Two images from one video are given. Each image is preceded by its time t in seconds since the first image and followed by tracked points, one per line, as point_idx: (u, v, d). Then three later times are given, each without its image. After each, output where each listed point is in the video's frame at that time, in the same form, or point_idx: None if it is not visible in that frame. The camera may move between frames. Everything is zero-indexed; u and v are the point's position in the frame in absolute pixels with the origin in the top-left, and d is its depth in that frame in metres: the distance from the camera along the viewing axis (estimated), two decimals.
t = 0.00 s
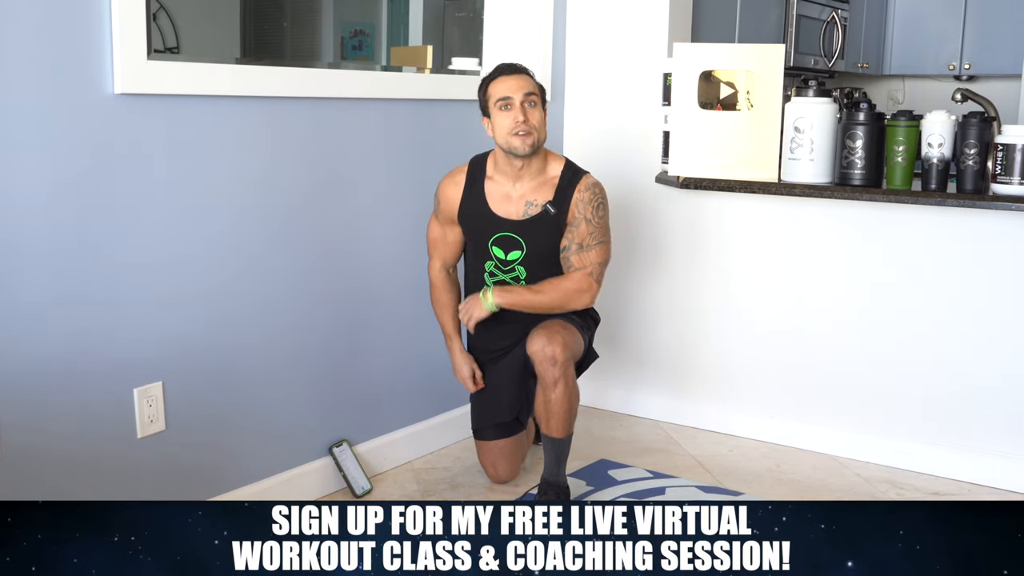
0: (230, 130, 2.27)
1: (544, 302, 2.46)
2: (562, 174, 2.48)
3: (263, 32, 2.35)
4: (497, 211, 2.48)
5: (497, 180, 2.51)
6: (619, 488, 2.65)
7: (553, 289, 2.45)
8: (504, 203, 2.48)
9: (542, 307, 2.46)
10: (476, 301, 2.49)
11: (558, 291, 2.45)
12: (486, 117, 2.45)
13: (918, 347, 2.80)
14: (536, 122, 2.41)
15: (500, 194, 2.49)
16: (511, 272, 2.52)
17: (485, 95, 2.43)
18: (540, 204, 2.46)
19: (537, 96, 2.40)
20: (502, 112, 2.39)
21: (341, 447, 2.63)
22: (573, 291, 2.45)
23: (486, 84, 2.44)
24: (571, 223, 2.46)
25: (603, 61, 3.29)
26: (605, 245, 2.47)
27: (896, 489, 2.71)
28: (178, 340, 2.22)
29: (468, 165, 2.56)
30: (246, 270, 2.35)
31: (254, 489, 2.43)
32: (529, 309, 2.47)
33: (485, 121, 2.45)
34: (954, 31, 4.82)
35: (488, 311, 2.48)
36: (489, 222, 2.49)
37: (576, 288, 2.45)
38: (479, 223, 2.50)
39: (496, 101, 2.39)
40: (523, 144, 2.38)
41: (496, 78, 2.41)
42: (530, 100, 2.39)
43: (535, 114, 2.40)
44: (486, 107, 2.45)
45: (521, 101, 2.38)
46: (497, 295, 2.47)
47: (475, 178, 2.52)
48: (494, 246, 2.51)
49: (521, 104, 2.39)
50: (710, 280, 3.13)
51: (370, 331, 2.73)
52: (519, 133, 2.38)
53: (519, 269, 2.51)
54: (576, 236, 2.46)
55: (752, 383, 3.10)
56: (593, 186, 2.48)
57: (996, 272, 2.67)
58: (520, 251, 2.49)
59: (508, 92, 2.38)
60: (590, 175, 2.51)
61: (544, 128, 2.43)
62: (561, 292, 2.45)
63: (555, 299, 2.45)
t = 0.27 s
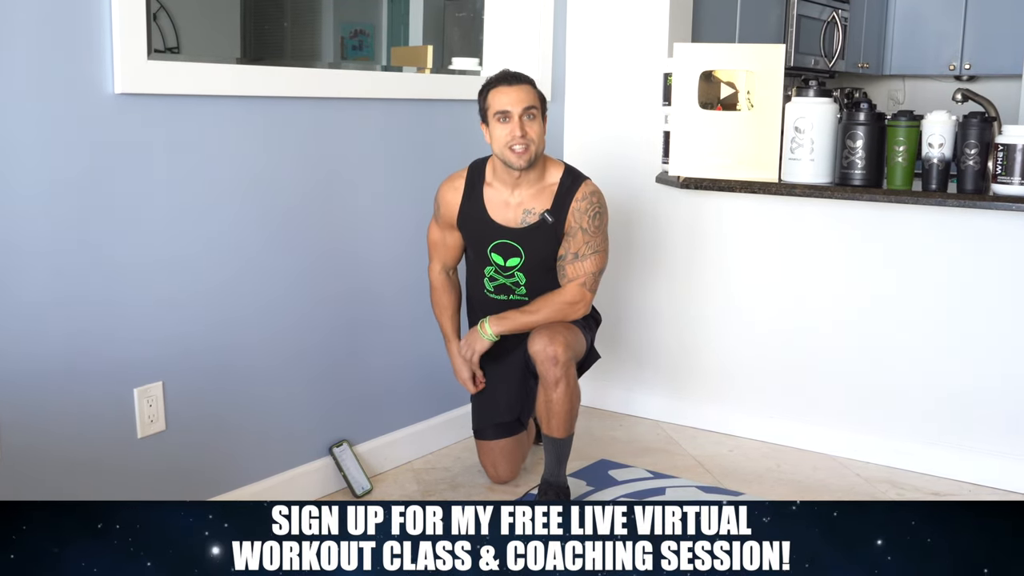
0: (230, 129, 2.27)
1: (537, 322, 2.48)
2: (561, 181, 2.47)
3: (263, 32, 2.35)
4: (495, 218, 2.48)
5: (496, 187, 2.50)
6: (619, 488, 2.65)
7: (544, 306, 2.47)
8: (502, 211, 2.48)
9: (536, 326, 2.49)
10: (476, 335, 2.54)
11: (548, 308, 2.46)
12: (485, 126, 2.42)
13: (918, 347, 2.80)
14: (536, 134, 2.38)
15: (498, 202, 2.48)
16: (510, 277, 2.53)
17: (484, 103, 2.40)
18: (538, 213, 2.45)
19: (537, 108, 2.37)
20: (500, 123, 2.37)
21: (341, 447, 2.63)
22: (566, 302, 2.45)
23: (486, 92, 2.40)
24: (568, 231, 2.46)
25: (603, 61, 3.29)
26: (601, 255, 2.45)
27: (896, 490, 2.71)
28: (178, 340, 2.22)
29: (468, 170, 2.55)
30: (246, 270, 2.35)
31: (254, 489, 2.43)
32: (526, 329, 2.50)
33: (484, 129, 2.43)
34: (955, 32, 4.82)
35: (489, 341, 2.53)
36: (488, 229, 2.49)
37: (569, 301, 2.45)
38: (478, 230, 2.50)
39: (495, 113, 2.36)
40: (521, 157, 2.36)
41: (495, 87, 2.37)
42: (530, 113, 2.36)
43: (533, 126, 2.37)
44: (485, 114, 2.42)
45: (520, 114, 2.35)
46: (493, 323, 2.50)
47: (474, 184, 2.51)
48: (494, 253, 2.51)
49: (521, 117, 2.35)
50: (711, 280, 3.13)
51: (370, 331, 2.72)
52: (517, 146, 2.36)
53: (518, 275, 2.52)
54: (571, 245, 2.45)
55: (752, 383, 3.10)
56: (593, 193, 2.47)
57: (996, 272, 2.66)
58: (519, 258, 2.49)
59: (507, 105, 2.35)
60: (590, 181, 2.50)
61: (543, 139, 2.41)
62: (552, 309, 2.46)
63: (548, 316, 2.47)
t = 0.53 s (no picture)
0: (231, 129, 2.27)
1: (534, 324, 2.47)
2: (560, 185, 2.47)
3: (264, 32, 2.35)
4: (494, 223, 2.47)
5: (495, 191, 2.49)
6: (620, 488, 2.65)
7: (540, 308, 2.47)
8: (501, 215, 2.47)
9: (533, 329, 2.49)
10: (471, 334, 2.54)
11: (544, 310, 2.47)
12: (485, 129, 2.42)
13: (919, 347, 2.80)
14: (535, 143, 2.37)
15: (497, 207, 2.48)
16: (509, 281, 2.53)
17: (485, 107, 2.39)
18: (536, 218, 2.45)
19: (537, 118, 2.36)
20: (500, 130, 2.37)
21: (341, 447, 2.63)
22: (562, 306, 2.46)
23: (488, 96, 2.39)
24: (566, 235, 2.46)
25: (603, 61, 3.29)
26: (598, 259, 2.46)
27: (896, 490, 2.71)
28: (179, 340, 2.22)
29: (467, 174, 2.55)
30: (246, 269, 2.35)
31: (254, 489, 2.43)
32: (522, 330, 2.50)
33: (484, 132, 2.42)
34: (955, 31, 4.82)
35: (485, 342, 2.52)
36: (487, 234, 2.49)
37: (565, 305, 2.46)
38: (478, 234, 2.50)
39: (495, 119, 2.36)
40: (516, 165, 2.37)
41: (494, 94, 2.37)
42: (530, 122, 2.35)
43: (532, 135, 2.36)
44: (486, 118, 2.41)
45: (519, 123, 2.34)
46: (489, 325, 2.50)
47: (474, 189, 2.51)
48: (492, 257, 2.51)
49: (521, 126, 2.35)
50: (711, 280, 3.13)
51: (370, 331, 2.72)
52: (513, 156, 2.35)
53: (517, 279, 2.52)
54: (568, 249, 2.46)
55: (753, 384, 3.10)
56: (590, 197, 2.47)
57: (997, 272, 2.66)
58: (518, 262, 2.49)
59: (508, 114, 2.34)
60: (588, 185, 2.50)
61: (542, 147, 2.40)
62: (549, 312, 2.46)
63: (544, 318, 2.47)
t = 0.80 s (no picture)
0: (231, 129, 2.27)
1: (533, 327, 2.47)
2: (552, 182, 2.46)
3: (265, 32, 2.36)
4: (484, 216, 2.48)
5: (489, 187, 2.50)
6: (620, 488, 2.65)
7: (538, 310, 2.47)
8: (492, 210, 2.48)
9: (532, 331, 2.48)
10: (472, 344, 2.54)
11: (542, 311, 2.46)
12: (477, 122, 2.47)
13: (919, 347, 2.80)
14: (508, 131, 2.37)
15: (488, 201, 2.49)
16: (503, 277, 2.52)
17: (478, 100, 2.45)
18: (526, 213, 2.45)
19: (512, 106, 2.37)
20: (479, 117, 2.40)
21: (342, 447, 2.63)
22: (559, 306, 2.46)
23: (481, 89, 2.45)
24: (557, 233, 2.45)
25: (603, 61, 3.29)
26: (591, 257, 2.45)
27: (896, 490, 2.71)
28: (179, 340, 2.22)
29: (465, 171, 2.56)
30: (246, 270, 2.35)
31: (255, 489, 2.43)
32: (522, 335, 2.49)
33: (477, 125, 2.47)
34: (956, 31, 4.82)
35: (486, 350, 2.52)
36: (479, 228, 2.49)
37: (561, 305, 2.45)
38: (472, 229, 2.50)
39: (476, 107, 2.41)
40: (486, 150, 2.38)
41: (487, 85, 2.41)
42: (505, 109, 2.37)
43: (507, 123, 2.37)
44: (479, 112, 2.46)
45: (494, 109, 2.37)
46: (489, 332, 2.50)
47: (470, 185, 2.52)
48: (486, 252, 2.51)
49: (495, 112, 2.37)
50: (711, 280, 3.13)
51: (370, 330, 2.72)
52: (483, 139, 2.37)
53: (510, 274, 2.51)
54: (561, 247, 2.44)
55: (754, 384, 3.10)
56: (583, 195, 2.45)
57: (997, 272, 2.66)
58: (509, 257, 2.49)
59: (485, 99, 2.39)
60: (583, 184, 2.48)
61: (521, 138, 2.39)
62: (547, 313, 2.46)
63: (544, 320, 2.47)
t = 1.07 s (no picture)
0: (232, 129, 2.27)
1: (525, 327, 2.47)
2: (553, 182, 2.45)
3: (265, 32, 2.36)
4: (486, 214, 2.48)
5: (493, 184, 2.50)
6: (621, 488, 2.65)
7: (530, 311, 2.47)
8: (495, 207, 2.48)
9: (524, 332, 2.48)
10: (464, 341, 2.54)
11: (535, 312, 2.46)
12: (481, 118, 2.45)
13: (919, 347, 2.80)
14: (525, 131, 2.38)
15: (492, 198, 2.49)
16: (501, 275, 2.53)
17: (482, 97, 2.43)
18: (527, 212, 2.45)
19: (528, 106, 2.38)
20: (490, 115, 2.39)
21: (342, 447, 2.63)
22: (552, 306, 2.45)
23: (484, 86, 2.43)
24: (555, 234, 2.44)
25: (604, 62, 3.29)
26: (589, 259, 2.44)
27: (897, 490, 2.71)
28: (180, 340, 2.22)
29: (470, 168, 2.57)
30: (246, 269, 2.35)
31: (255, 489, 2.43)
32: (515, 336, 2.49)
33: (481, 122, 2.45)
34: (956, 31, 4.82)
35: (478, 348, 2.52)
36: (479, 225, 2.50)
37: (554, 305, 2.45)
38: (472, 226, 2.51)
39: (487, 105, 2.39)
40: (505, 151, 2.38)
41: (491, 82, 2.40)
42: (520, 109, 2.37)
43: (524, 123, 2.38)
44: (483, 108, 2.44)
45: (509, 108, 2.36)
46: (482, 330, 2.49)
47: (473, 181, 2.53)
48: (485, 249, 2.52)
49: (510, 111, 2.37)
50: (712, 280, 3.13)
51: (370, 330, 2.72)
52: (500, 140, 2.37)
53: (508, 273, 2.52)
54: (558, 248, 2.43)
55: (754, 385, 3.10)
56: (583, 196, 2.44)
57: (997, 272, 2.66)
58: (507, 255, 2.49)
59: (498, 99, 2.37)
60: (585, 185, 2.47)
61: (535, 137, 2.41)
62: (539, 313, 2.46)
63: (537, 320, 2.47)
